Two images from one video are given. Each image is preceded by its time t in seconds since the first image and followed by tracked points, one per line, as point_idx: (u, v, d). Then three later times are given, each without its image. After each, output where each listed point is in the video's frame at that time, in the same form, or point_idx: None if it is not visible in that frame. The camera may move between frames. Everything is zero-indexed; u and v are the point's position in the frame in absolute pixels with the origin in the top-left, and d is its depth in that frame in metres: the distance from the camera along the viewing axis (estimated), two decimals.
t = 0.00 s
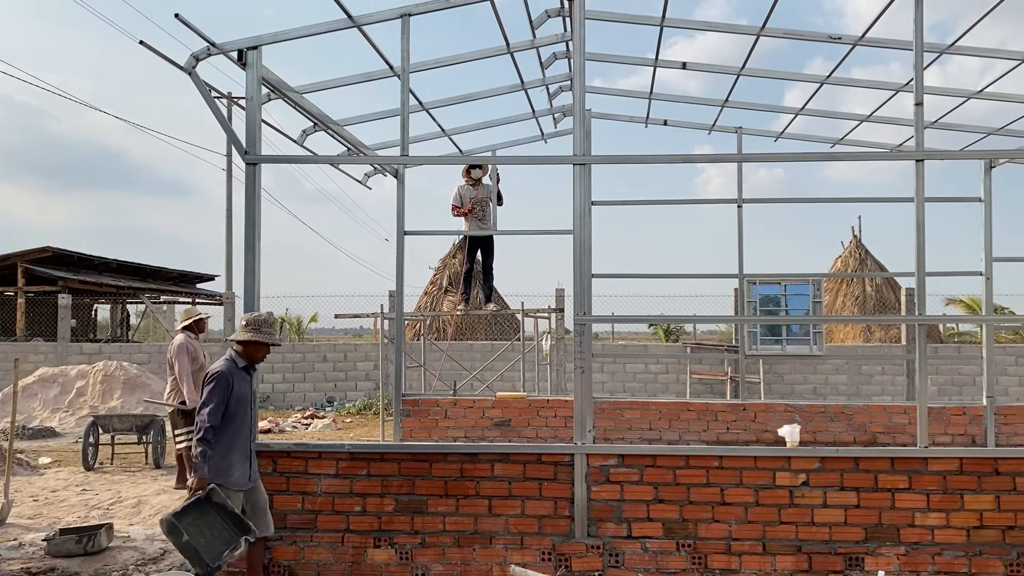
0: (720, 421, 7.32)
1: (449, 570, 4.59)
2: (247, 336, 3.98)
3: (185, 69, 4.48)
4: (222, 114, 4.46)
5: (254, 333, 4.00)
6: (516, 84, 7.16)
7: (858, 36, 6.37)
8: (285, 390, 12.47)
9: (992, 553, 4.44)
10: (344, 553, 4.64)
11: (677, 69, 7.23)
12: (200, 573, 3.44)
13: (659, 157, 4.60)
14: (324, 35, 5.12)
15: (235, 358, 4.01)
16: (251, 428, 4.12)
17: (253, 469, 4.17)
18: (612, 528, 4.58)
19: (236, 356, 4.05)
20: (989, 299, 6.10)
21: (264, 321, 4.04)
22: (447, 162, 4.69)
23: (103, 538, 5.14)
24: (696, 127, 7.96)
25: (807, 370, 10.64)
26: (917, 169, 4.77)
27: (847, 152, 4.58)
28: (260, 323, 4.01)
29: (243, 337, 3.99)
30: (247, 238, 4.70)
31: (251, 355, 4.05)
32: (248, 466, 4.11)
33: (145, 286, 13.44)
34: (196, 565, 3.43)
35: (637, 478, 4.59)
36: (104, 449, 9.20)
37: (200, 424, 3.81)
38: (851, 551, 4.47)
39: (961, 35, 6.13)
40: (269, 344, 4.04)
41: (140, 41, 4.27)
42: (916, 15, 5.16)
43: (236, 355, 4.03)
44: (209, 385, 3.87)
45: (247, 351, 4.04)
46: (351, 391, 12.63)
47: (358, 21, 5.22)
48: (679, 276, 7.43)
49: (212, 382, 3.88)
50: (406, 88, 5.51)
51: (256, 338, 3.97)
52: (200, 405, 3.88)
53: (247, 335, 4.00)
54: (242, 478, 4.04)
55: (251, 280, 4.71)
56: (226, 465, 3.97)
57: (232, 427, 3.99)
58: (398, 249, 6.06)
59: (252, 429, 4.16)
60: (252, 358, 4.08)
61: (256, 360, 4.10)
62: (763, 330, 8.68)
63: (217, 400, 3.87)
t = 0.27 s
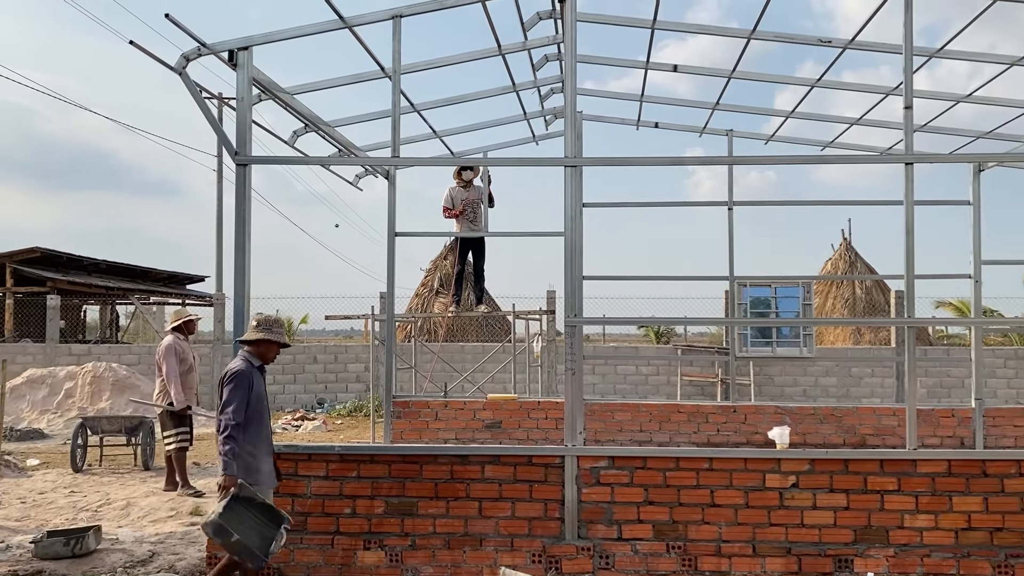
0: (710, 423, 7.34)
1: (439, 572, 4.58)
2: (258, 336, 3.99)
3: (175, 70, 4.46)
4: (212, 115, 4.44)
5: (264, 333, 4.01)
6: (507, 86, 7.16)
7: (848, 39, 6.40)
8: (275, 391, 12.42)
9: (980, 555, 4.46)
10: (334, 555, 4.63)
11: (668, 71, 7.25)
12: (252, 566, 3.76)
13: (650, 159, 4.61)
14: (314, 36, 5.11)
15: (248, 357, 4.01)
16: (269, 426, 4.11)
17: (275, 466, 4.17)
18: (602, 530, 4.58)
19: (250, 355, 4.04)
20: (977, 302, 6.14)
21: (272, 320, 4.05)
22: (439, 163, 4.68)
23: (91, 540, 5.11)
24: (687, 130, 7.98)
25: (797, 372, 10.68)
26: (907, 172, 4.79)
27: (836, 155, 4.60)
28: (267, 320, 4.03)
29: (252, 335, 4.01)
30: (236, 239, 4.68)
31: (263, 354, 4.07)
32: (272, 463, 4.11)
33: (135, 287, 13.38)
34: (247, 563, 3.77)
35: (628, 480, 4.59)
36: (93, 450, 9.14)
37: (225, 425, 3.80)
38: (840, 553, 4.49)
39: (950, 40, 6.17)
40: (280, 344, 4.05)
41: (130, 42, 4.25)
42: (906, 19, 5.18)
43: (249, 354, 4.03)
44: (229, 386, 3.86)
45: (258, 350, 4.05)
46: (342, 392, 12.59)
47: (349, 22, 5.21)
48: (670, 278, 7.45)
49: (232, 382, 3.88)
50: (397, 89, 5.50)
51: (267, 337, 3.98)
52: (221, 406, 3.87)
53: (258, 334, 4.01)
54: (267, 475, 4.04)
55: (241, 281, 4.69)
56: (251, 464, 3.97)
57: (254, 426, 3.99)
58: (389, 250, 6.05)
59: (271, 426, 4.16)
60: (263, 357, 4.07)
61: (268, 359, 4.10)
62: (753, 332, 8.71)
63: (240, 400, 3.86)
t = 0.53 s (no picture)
0: (702, 425, 7.36)
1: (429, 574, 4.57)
2: (272, 337, 3.99)
3: (166, 70, 4.44)
4: (204, 115, 4.42)
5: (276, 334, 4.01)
6: (500, 87, 7.16)
7: (839, 42, 6.43)
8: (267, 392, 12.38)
9: (969, 556, 4.48)
10: (325, 556, 4.61)
11: (660, 74, 7.26)
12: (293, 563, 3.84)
13: (642, 161, 4.62)
14: (306, 36, 5.10)
15: (263, 358, 3.99)
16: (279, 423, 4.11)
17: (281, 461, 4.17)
18: (594, 532, 4.58)
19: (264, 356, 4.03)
20: (967, 304, 6.18)
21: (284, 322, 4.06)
22: (431, 164, 4.68)
23: (80, 542, 5.07)
24: (679, 132, 8.00)
25: (789, 374, 10.72)
26: (897, 174, 4.82)
27: (827, 158, 4.62)
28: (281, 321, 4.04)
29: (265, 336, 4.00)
30: (227, 240, 4.66)
31: (275, 355, 4.06)
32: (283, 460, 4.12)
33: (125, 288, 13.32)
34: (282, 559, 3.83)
35: (619, 482, 4.60)
36: (82, 452, 9.08)
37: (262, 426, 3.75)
38: (830, 554, 4.50)
39: (940, 43, 6.20)
40: (294, 345, 4.06)
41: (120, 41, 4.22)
42: (897, 23, 5.21)
43: (265, 356, 4.02)
44: (258, 387, 3.83)
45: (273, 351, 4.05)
46: (334, 394, 12.56)
47: (342, 23, 5.20)
48: (662, 280, 7.47)
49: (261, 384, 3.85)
50: (390, 90, 5.49)
51: (283, 338, 3.98)
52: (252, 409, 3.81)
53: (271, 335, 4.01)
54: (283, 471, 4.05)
55: (232, 282, 4.67)
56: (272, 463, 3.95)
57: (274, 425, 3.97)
58: (381, 251, 6.03)
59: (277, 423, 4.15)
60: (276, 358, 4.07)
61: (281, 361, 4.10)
62: (745, 334, 8.73)
63: (269, 400, 3.84)
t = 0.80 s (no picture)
0: (694, 425, 7.37)
1: None
2: (296, 339, 3.98)
3: (158, 70, 4.43)
4: (196, 115, 4.41)
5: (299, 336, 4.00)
6: (493, 89, 7.16)
7: (831, 45, 6.46)
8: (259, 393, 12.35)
9: (960, 556, 4.50)
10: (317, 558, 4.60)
11: (653, 75, 7.27)
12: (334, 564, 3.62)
13: (634, 163, 4.63)
14: (299, 37, 5.09)
15: (288, 360, 3.96)
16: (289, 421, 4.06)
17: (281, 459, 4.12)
18: (586, 533, 4.59)
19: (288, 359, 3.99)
20: (959, 305, 6.21)
21: (307, 326, 4.06)
22: (424, 166, 4.67)
23: (70, 544, 5.05)
24: (672, 134, 8.02)
25: (781, 375, 10.75)
26: (889, 176, 4.84)
27: (818, 160, 4.64)
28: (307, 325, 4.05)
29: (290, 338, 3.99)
30: (219, 239, 4.64)
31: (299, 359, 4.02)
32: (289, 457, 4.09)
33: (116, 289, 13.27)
34: (312, 558, 3.85)
35: (612, 483, 4.60)
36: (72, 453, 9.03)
37: (309, 427, 3.70)
38: (822, 555, 4.52)
39: (931, 46, 6.23)
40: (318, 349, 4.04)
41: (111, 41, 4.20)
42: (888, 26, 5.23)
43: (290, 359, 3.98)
44: (300, 389, 3.78)
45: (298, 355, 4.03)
46: (327, 395, 12.54)
47: (334, 23, 5.20)
48: (655, 281, 7.48)
49: (301, 385, 3.80)
50: (382, 90, 5.48)
51: (306, 340, 3.96)
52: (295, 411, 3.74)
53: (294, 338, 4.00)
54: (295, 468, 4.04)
55: (224, 282, 4.65)
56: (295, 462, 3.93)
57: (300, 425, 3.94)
58: (373, 252, 6.03)
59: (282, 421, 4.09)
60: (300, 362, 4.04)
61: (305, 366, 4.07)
62: (737, 336, 8.75)
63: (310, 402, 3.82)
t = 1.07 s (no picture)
0: (688, 427, 7.38)
1: None
2: (322, 341, 4.07)
3: (151, 70, 4.41)
4: (189, 116, 4.40)
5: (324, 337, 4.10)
6: (487, 90, 7.17)
7: (825, 47, 6.48)
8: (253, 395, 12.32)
9: (953, 557, 4.51)
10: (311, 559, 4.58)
11: (647, 77, 7.29)
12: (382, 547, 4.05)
13: (628, 164, 4.64)
14: (293, 37, 5.08)
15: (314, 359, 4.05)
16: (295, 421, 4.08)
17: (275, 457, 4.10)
18: (580, 534, 4.59)
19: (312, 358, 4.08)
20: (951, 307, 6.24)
21: (334, 329, 4.15)
22: (418, 167, 4.67)
23: (63, 545, 5.02)
24: (666, 135, 8.03)
25: (775, 376, 10.78)
26: (882, 178, 4.86)
27: (811, 162, 4.66)
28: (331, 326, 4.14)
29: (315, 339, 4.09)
30: (212, 240, 4.63)
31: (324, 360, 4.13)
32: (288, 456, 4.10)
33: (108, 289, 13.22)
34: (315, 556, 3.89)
35: (605, 484, 4.60)
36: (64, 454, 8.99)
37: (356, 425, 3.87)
38: (815, 556, 4.53)
39: (924, 49, 6.26)
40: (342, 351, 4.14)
41: (104, 41, 4.19)
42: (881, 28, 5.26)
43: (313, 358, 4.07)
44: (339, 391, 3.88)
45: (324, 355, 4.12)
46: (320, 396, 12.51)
47: (329, 24, 5.19)
48: (650, 282, 7.50)
49: (339, 387, 3.91)
50: (377, 91, 5.47)
51: (333, 343, 4.06)
52: (336, 412, 3.84)
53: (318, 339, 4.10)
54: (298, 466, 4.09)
55: (217, 283, 4.64)
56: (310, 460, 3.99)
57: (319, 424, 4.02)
58: (368, 253, 6.02)
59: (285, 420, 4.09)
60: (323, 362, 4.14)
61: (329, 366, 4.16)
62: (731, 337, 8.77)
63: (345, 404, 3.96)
